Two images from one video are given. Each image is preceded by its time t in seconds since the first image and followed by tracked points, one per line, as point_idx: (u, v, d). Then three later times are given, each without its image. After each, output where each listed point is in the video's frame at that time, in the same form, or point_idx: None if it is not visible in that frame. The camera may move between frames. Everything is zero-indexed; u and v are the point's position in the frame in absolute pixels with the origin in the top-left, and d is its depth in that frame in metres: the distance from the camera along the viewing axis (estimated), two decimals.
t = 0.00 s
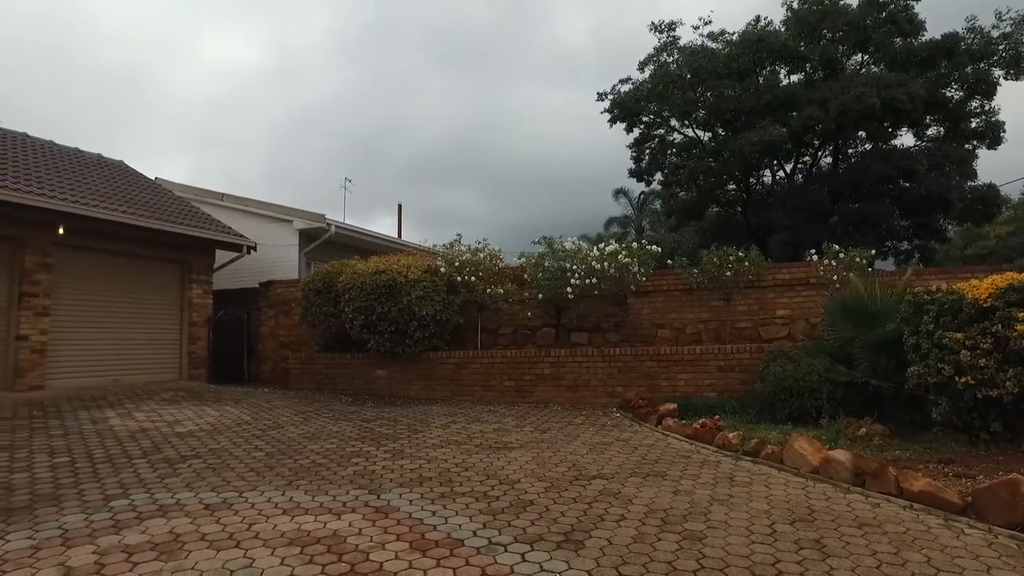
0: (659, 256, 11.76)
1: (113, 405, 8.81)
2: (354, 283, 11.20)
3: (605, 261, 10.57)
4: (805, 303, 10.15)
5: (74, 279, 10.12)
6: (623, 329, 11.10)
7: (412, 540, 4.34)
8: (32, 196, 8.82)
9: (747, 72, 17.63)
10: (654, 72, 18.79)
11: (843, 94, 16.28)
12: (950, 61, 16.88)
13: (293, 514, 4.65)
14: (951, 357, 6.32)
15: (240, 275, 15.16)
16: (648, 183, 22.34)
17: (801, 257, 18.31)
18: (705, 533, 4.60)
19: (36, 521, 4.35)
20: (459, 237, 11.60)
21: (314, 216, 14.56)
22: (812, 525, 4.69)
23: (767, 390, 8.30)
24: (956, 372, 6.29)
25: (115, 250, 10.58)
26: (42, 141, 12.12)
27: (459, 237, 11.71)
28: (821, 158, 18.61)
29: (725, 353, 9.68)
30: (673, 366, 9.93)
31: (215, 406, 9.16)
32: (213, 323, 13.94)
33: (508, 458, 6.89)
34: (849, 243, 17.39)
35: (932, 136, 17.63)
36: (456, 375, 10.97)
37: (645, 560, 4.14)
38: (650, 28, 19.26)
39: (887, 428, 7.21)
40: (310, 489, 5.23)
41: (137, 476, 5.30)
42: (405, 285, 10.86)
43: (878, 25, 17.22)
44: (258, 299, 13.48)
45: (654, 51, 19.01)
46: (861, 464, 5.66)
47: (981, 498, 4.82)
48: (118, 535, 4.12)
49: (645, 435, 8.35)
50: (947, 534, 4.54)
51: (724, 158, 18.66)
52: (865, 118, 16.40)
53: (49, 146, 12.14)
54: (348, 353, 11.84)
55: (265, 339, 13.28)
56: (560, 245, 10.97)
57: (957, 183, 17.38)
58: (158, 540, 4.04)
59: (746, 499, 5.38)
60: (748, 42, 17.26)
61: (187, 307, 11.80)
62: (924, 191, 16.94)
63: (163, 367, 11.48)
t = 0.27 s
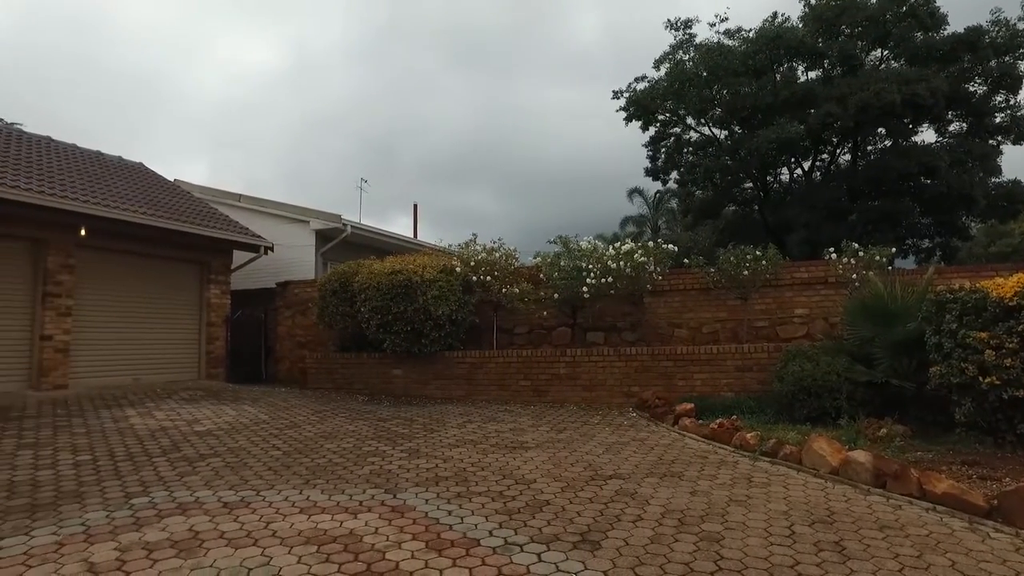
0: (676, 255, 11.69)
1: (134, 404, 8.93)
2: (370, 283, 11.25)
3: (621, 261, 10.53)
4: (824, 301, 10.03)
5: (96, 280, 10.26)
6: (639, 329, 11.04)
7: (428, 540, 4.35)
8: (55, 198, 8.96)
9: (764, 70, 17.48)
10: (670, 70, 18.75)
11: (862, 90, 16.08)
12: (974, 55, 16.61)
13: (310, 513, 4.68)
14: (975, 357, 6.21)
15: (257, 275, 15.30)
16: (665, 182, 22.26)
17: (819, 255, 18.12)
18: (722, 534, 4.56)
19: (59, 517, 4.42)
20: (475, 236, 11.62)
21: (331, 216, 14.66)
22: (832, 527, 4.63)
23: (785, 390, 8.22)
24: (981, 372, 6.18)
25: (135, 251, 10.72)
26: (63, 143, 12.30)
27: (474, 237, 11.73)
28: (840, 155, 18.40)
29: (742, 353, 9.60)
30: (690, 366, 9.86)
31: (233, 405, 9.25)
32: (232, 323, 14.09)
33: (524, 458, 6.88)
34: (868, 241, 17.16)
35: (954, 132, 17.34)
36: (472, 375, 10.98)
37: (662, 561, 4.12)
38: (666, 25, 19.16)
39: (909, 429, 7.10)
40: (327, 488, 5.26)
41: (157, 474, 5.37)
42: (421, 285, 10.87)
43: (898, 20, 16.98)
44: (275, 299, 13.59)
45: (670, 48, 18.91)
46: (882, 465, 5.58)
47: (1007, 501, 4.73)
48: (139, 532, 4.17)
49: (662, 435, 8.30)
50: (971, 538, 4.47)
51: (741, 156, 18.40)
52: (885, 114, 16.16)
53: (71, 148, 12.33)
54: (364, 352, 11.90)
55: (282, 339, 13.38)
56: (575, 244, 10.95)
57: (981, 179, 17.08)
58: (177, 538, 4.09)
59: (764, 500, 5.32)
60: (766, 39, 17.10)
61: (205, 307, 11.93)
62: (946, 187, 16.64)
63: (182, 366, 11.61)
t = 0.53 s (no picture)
0: (693, 254, 11.61)
1: (155, 402, 9.04)
2: (387, 283, 11.30)
3: (638, 259, 10.48)
4: (845, 300, 9.90)
5: (118, 280, 10.41)
6: (656, 328, 10.97)
7: (445, 539, 4.35)
8: (78, 200, 9.10)
9: (782, 66, 17.31)
10: (686, 68, 18.70)
11: (883, 85, 15.86)
12: (999, 48, 16.32)
13: (327, 511, 4.70)
14: (1001, 357, 6.10)
15: (275, 276, 15.42)
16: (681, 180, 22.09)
17: (839, 253, 17.92)
18: (741, 535, 4.51)
19: (83, 514, 4.48)
20: (491, 236, 11.62)
21: (348, 216, 14.75)
22: (854, 529, 4.57)
23: (805, 390, 8.13)
24: (1007, 371, 6.07)
25: (156, 252, 10.86)
26: (86, 146, 12.50)
27: (491, 236, 11.74)
28: (860, 152, 18.19)
29: (761, 352, 9.50)
30: (707, 365, 9.78)
31: (251, 404, 9.33)
32: (251, 323, 14.23)
33: (541, 457, 6.87)
34: (889, 238, 16.93)
35: (979, 127, 16.94)
36: (488, 374, 10.99)
37: (681, 562, 4.09)
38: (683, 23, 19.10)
39: (932, 430, 6.99)
40: (344, 487, 5.29)
41: (178, 472, 5.43)
42: (437, 285, 10.89)
43: (921, 13, 16.71)
44: (293, 299, 13.68)
45: (686, 46, 18.86)
46: (905, 466, 5.50)
47: None
48: (160, 529, 4.22)
49: (680, 435, 8.24)
50: (998, 541, 4.38)
51: (759, 154, 18.19)
52: (906, 110, 15.89)
53: (93, 151, 12.51)
54: (381, 352, 11.95)
55: (300, 338, 13.47)
56: (592, 243, 10.92)
57: (1006, 175, 16.74)
58: (197, 535, 4.13)
59: (784, 500, 5.26)
60: (784, 36, 16.89)
61: (224, 306, 12.05)
62: (970, 184, 16.32)
63: (202, 366, 11.74)
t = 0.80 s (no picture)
0: (711, 252, 11.52)
1: (175, 401, 9.15)
2: (403, 282, 11.33)
3: (655, 258, 10.42)
4: (865, 299, 9.76)
5: (139, 280, 10.54)
6: (674, 327, 10.90)
7: (462, 538, 4.35)
8: (99, 201, 9.22)
9: (801, 63, 17.03)
10: (703, 65, 18.56)
11: (904, 80, 15.62)
12: None
13: (344, 510, 4.72)
14: None
15: (293, 275, 15.55)
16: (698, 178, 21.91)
17: (859, 252, 17.76)
18: (762, 536, 4.46)
19: (105, 510, 4.54)
20: (508, 235, 11.62)
21: (364, 216, 14.81)
22: (877, 531, 4.49)
23: (825, 390, 8.03)
24: None
25: (176, 253, 11.00)
26: (107, 149, 12.67)
27: (507, 235, 11.73)
28: (881, 149, 18.00)
29: (780, 352, 9.41)
30: (725, 364, 9.70)
31: (270, 403, 9.40)
32: (269, 322, 14.36)
33: (558, 457, 6.85)
34: (911, 237, 16.73)
35: (1004, 122, 16.70)
36: (504, 373, 10.99)
37: (699, 563, 4.05)
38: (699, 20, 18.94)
39: (956, 431, 6.86)
40: (362, 485, 5.31)
41: (197, 470, 5.49)
42: (454, 284, 10.90)
43: (944, 7, 16.40)
44: (310, 299, 13.78)
45: (703, 43, 18.69)
46: (929, 467, 5.41)
47: None
48: (180, 526, 4.26)
49: (697, 434, 8.18)
50: None
51: (777, 152, 18.07)
52: (929, 104, 15.66)
53: (113, 153, 12.68)
54: (398, 351, 12.00)
55: (317, 338, 13.56)
56: (609, 242, 10.87)
57: None
58: (216, 533, 4.16)
59: (805, 502, 5.19)
60: (804, 32, 16.62)
61: (243, 306, 12.17)
62: (995, 179, 16.05)
63: (221, 365, 11.86)
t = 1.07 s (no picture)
0: (732, 250, 11.39)
1: (198, 400, 9.26)
2: (422, 282, 11.35)
3: (675, 256, 10.33)
4: (890, 297, 9.59)
5: (162, 280, 10.69)
6: (694, 326, 10.79)
7: (481, 537, 4.34)
8: (123, 203, 9.35)
9: (823, 57, 16.78)
10: (723, 61, 18.41)
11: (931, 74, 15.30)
12: None
13: (364, 508, 4.73)
14: None
15: (313, 275, 15.66)
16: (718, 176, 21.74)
17: (883, 249, 17.35)
18: (785, 538, 4.38)
19: (130, 506, 4.60)
20: (526, 233, 11.58)
21: (384, 216, 14.88)
22: (905, 534, 4.40)
23: (849, 389, 7.90)
24: None
25: (200, 253, 11.14)
26: (130, 151, 12.87)
27: (526, 233, 11.70)
28: (905, 145, 17.67)
29: (803, 351, 9.27)
30: (747, 364, 9.59)
31: (291, 402, 9.48)
32: (290, 322, 14.48)
33: (578, 456, 6.81)
34: (938, 233, 16.28)
35: None
36: (523, 373, 10.97)
37: (722, 564, 3.99)
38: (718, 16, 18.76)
39: (986, 432, 6.70)
40: (382, 484, 5.32)
41: (219, 468, 5.53)
42: (473, 283, 10.90)
43: None
44: (330, 298, 13.87)
45: (722, 40, 18.52)
46: (959, 469, 5.29)
47: None
48: (202, 523, 4.29)
49: (719, 434, 8.09)
50: None
51: (798, 149, 17.92)
52: (956, 98, 15.34)
53: (137, 156, 12.86)
54: (417, 350, 12.04)
55: (338, 337, 13.65)
56: (629, 240, 10.80)
57: None
58: (238, 530, 4.19)
59: (830, 503, 5.10)
60: (825, 26, 16.40)
61: (264, 306, 12.28)
62: None
63: (242, 364, 11.99)
